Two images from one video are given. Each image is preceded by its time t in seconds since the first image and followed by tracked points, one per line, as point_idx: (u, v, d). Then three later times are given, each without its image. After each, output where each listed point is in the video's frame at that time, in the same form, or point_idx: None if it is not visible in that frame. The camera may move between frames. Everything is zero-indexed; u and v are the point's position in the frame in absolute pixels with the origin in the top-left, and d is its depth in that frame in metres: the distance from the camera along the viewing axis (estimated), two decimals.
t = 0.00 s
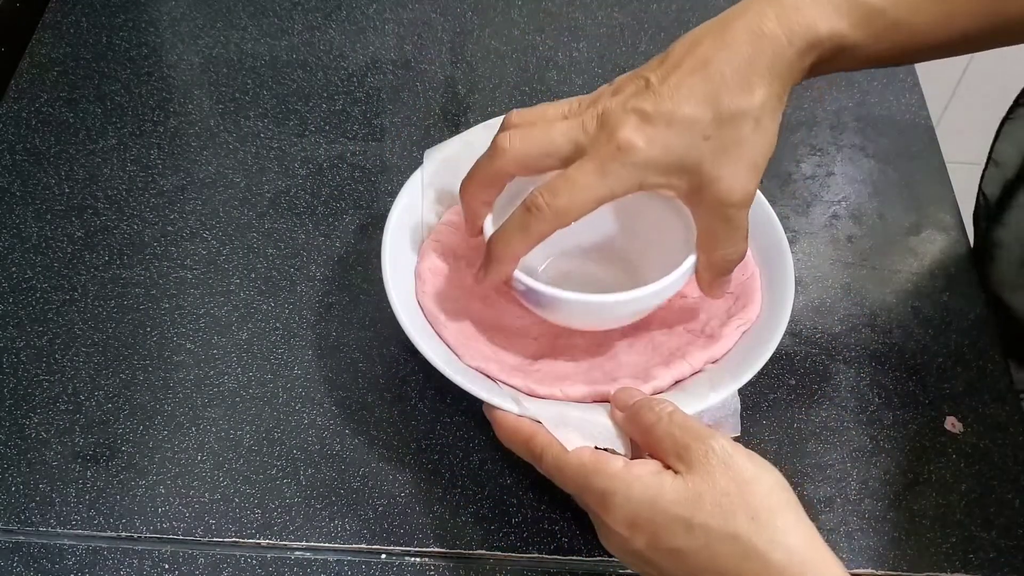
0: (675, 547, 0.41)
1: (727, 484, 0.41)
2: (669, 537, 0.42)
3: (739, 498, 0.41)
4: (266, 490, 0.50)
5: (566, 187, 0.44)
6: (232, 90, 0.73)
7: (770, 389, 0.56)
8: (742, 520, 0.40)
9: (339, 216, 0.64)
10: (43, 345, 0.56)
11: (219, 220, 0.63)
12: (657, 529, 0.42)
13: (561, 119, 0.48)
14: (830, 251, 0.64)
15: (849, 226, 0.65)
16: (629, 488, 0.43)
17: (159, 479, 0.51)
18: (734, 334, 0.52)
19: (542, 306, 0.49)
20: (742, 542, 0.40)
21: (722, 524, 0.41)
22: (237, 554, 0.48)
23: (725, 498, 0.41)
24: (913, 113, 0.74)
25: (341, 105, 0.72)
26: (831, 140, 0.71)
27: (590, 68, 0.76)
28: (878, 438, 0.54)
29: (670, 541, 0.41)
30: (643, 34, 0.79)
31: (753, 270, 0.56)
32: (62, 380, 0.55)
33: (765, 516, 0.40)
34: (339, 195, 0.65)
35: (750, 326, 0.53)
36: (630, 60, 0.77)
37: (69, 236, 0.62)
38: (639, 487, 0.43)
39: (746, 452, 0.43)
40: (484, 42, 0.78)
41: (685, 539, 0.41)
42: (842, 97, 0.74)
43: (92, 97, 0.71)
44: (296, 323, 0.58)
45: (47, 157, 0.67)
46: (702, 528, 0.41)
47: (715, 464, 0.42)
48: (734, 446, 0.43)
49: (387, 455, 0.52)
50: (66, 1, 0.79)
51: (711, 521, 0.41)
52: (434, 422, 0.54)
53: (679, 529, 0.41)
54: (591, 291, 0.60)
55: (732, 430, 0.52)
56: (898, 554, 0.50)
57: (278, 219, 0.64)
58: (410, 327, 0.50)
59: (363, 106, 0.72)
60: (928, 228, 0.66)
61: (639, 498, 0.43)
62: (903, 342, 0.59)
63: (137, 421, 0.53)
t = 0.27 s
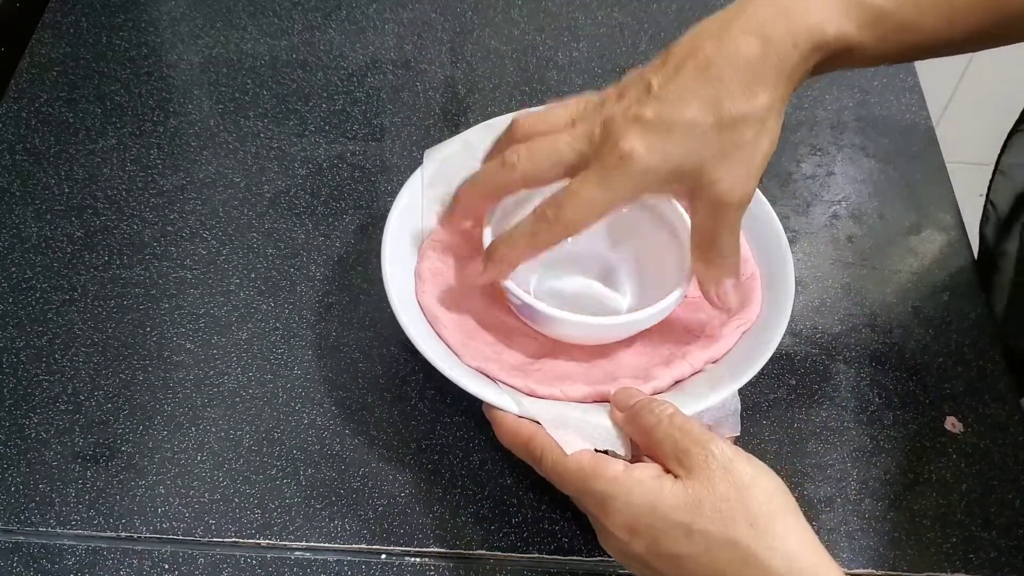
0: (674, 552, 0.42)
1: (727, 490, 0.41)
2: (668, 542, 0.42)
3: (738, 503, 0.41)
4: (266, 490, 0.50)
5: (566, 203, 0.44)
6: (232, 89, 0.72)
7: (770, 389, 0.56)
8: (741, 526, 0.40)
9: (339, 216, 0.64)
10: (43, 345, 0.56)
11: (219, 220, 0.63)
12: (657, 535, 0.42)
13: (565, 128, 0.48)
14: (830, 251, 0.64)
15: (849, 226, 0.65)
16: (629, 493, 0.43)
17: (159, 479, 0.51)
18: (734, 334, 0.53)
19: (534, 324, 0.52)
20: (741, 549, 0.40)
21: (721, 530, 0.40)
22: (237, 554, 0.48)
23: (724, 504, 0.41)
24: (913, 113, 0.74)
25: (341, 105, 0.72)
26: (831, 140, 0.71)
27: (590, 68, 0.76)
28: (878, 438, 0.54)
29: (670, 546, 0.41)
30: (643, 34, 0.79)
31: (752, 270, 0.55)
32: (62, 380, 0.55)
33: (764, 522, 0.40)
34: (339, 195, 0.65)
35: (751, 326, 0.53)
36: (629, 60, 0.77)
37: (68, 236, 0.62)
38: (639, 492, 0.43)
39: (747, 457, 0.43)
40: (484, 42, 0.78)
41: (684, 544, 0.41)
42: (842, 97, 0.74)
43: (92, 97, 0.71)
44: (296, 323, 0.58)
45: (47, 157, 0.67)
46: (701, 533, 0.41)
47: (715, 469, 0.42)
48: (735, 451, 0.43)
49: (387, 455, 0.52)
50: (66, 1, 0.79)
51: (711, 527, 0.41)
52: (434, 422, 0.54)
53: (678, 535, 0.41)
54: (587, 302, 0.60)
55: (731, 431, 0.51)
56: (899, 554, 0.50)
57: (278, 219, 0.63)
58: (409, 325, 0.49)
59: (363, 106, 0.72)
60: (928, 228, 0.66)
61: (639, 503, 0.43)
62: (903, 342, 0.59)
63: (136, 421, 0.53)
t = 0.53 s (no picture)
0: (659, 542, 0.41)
1: (716, 482, 0.40)
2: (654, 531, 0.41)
3: (727, 495, 0.40)
4: (266, 490, 0.50)
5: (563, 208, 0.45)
6: (232, 90, 0.72)
7: (770, 389, 0.56)
8: (727, 518, 0.39)
9: (339, 216, 0.64)
10: (43, 345, 0.56)
11: (219, 220, 0.63)
12: (643, 523, 0.41)
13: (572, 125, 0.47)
14: (830, 251, 0.64)
15: (849, 226, 0.65)
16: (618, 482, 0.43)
17: (159, 479, 0.51)
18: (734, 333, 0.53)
19: (533, 323, 0.52)
20: (724, 539, 0.38)
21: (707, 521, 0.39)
22: (236, 554, 0.48)
23: (712, 495, 0.40)
24: (913, 113, 0.74)
25: (341, 105, 0.72)
26: (831, 140, 0.71)
27: (589, 68, 0.76)
28: (878, 438, 0.54)
29: (655, 533, 0.41)
30: (643, 34, 0.79)
31: (753, 268, 0.56)
32: (62, 380, 0.55)
33: (751, 515, 0.39)
34: (339, 195, 0.65)
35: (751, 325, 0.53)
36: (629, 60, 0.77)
37: (68, 236, 0.62)
38: (628, 481, 0.42)
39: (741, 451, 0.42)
40: (484, 42, 0.78)
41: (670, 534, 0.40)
42: (842, 97, 0.74)
43: (92, 97, 0.71)
44: (296, 323, 0.58)
45: (47, 157, 0.67)
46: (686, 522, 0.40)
47: (704, 458, 0.41)
48: (728, 443, 0.42)
49: (387, 455, 0.52)
50: (66, 1, 0.79)
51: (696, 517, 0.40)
52: (434, 422, 0.54)
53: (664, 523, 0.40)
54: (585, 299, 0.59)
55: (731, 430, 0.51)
56: (899, 554, 0.50)
57: (278, 219, 0.63)
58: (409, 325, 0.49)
59: (363, 106, 0.72)
60: (928, 227, 0.66)
61: (627, 490, 0.42)
62: (903, 342, 0.59)
63: (136, 421, 0.53)
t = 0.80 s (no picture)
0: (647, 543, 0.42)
1: (705, 489, 0.41)
2: (642, 533, 0.42)
3: (715, 502, 0.41)
4: (266, 490, 0.50)
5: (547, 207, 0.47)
6: (232, 89, 0.72)
7: (770, 389, 0.56)
8: (714, 526, 0.40)
9: (339, 216, 0.64)
10: (43, 345, 0.56)
11: (219, 220, 0.63)
12: (633, 525, 0.42)
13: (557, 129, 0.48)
14: (830, 251, 0.64)
15: (849, 226, 0.65)
16: (610, 484, 0.43)
17: (159, 479, 0.51)
18: (733, 332, 0.53)
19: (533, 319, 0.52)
20: (711, 547, 0.40)
21: (694, 527, 0.40)
22: (236, 554, 0.48)
23: (700, 502, 0.41)
24: (913, 113, 0.74)
25: (341, 105, 0.72)
26: (831, 140, 0.71)
27: (589, 68, 0.76)
28: (878, 438, 0.54)
29: (644, 537, 0.42)
30: (643, 34, 0.79)
31: (753, 267, 0.56)
32: (62, 380, 0.55)
33: (737, 523, 0.40)
34: (339, 195, 0.65)
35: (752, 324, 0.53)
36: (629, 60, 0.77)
37: (69, 236, 0.62)
38: (620, 484, 0.43)
39: (729, 456, 0.43)
40: (484, 42, 0.78)
41: (658, 538, 0.41)
42: (842, 97, 0.74)
43: (92, 97, 0.71)
44: (296, 323, 0.58)
45: (47, 157, 0.67)
46: (676, 528, 0.41)
47: (695, 465, 0.42)
48: (718, 449, 0.43)
49: (387, 455, 0.52)
50: (66, 1, 0.79)
51: (684, 524, 0.41)
52: (434, 422, 0.54)
53: (653, 527, 0.41)
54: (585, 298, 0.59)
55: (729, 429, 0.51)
56: (899, 554, 0.50)
57: (278, 219, 0.63)
58: (409, 324, 0.49)
59: (363, 106, 0.72)
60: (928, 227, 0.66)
61: (619, 493, 0.43)
62: (903, 342, 0.59)
63: (136, 421, 0.53)
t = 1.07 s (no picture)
0: (650, 540, 0.42)
1: (707, 485, 0.41)
2: (645, 530, 0.42)
3: (718, 498, 0.41)
4: (266, 490, 0.50)
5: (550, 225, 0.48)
6: (232, 89, 0.72)
7: (770, 389, 0.56)
8: (716, 522, 0.40)
9: (339, 216, 0.64)
10: (43, 345, 0.56)
11: (219, 220, 0.63)
12: (636, 523, 0.42)
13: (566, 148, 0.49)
14: (830, 251, 0.64)
15: (849, 226, 0.65)
16: (612, 482, 0.43)
17: (159, 479, 0.51)
18: (733, 332, 0.53)
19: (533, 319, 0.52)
20: (714, 545, 0.40)
21: (696, 523, 0.40)
22: (236, 554, 0.48)
23: (703, 498, 0.41)
24: (913, 113, 0.74)
25: (341, 105, 0.72)
26: (831, 140, 0.71)
27: (590, 68, 0.76)
28: (878, 438, 0.54)
29: (647, 534, 0.42)
30: (643, 34, 0.79)
31: (753, 267, 0.56)
32: (62, 380, 0.55)
33: (740, 518, 0.40)
34: (339, 195, 0.65)
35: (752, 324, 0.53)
36: (629, 60, 0.77)
37: (69, 236, 0.62)
38: (622, 482, 0.43)
39: (732, 452, 0.43)
40: (484, 42, 0.78)
41: (661, 534, 0.41)
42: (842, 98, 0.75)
43: (92, 97, 0.71)
44: (296, 323, 0.58)
45: (47, 157, 0.67)
46: (678, 524, 0.41)
47: (697, 463, 0.42)
48: (720, 445, 0.43)
49: (387, 455, 0.52)
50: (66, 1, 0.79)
51: (686, 520, 0.41)
52: (434, 422, 0.54)
53: (656, 524, 0.42)
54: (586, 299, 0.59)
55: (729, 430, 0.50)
56: (899, 554, 0.50)
57: (279, 220, 0.63)
58: (409, 324, 0.49)
59: (363, 106, 0.72)
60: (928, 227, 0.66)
61: (622, 490, 0.43)
62: (903, 343, 0.59)
63: (136, 421, 0.53)
